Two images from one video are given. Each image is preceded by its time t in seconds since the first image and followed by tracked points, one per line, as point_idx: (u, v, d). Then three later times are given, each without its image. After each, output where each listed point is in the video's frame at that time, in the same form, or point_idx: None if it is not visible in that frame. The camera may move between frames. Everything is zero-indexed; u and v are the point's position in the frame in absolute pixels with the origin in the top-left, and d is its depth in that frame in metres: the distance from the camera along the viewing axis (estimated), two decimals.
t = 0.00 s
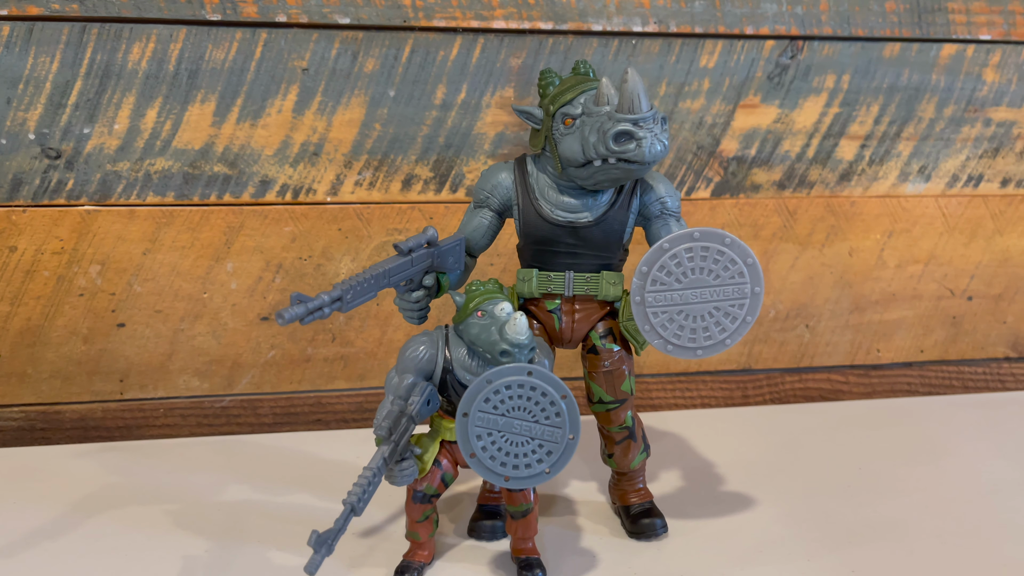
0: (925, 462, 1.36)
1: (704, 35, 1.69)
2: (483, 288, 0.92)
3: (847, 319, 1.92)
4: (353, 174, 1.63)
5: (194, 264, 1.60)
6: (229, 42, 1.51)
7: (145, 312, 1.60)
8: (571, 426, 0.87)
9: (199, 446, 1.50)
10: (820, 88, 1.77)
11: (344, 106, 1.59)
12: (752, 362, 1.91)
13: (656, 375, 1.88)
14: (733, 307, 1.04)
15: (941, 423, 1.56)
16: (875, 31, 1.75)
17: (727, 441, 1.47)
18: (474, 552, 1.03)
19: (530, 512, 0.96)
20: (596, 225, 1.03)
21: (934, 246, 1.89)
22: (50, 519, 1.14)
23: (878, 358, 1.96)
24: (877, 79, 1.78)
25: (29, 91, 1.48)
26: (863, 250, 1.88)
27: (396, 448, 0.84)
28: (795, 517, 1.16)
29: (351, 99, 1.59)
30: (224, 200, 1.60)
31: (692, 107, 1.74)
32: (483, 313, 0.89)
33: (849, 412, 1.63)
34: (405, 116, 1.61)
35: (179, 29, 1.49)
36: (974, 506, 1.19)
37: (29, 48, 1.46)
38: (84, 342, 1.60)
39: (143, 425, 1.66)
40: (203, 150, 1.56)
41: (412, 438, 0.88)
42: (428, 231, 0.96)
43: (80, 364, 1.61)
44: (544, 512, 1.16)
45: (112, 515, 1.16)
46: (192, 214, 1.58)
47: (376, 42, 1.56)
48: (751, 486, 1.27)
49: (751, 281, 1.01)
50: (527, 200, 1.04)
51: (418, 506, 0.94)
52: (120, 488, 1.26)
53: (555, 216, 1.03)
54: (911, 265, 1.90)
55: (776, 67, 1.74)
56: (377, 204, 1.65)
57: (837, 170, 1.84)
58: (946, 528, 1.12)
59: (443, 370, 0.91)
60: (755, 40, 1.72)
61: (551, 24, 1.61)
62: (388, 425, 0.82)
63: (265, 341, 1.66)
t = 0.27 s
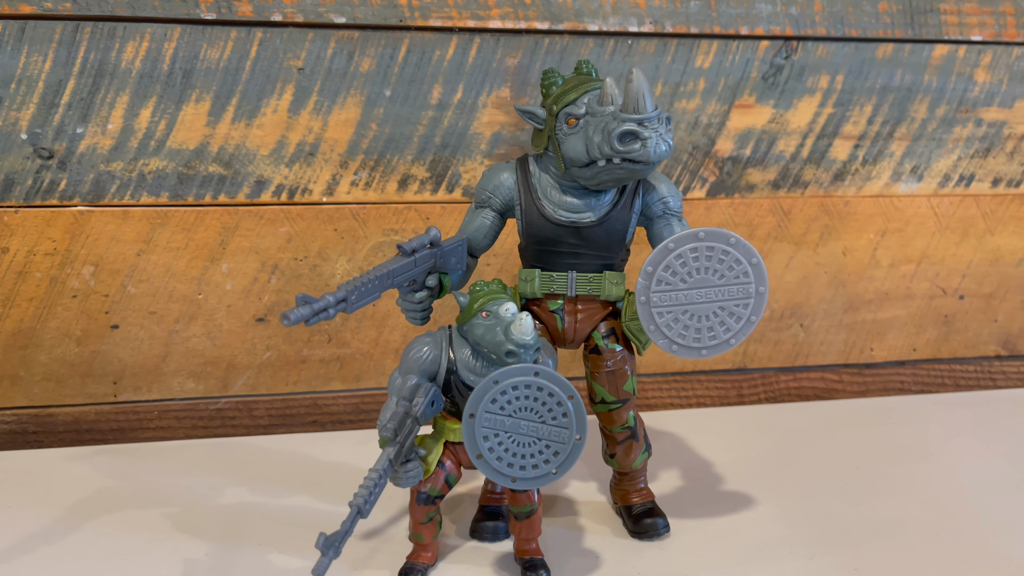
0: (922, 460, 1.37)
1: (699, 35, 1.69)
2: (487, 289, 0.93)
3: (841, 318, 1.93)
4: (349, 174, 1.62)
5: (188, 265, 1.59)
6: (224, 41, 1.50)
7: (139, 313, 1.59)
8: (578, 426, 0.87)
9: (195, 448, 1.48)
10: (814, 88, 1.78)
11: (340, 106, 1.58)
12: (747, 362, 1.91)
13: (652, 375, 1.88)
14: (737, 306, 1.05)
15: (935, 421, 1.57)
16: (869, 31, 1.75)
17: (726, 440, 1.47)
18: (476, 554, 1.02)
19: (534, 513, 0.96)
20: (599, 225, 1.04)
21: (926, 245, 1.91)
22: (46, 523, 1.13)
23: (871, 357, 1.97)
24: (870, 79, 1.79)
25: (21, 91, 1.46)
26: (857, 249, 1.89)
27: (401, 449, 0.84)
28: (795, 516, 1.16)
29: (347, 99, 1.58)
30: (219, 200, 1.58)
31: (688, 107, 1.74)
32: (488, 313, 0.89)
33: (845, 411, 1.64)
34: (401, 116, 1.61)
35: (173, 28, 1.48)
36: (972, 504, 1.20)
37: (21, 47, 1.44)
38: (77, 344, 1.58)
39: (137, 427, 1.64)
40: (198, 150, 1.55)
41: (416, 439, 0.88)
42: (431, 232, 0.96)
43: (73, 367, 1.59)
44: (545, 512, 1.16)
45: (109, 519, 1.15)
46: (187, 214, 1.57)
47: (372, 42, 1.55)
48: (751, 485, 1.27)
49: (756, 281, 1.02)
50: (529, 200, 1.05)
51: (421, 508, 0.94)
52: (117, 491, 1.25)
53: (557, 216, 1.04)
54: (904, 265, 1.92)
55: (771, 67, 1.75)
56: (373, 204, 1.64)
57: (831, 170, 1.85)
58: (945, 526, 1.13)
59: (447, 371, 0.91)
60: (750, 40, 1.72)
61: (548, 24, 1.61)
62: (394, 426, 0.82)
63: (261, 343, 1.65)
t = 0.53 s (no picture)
0: (919, 458, 1.38)
1: (695, 35, 1.70)
2: (492, 289, 0.93)
3: (835, 317, 1.94)
4: (345, 174, 1.62)
5: (184, 266, 1.58)
6: (220, 40, 1.49)
7: (133, 315, 1.58)
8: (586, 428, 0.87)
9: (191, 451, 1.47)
10: (809, 88, 1.78)
11: (336, 105, 1.57)
12: (742, 361, 1.92)
13: (648, 375, 1.89)
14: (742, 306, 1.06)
15: (931, 419, 1.58)
16: (862, 32, 1.76)
17: (725, 439, 1.48)
18: (480, 555, 1.02)
19: (539, 514, 0.95)
20: (602, 225, 1.04)
21: (919, 244, 1.92)
22: (43, 527, 1.12)
23: (865, 355, 1.98)
24: (864, 80, 1.80)
25: (14, 90, 1.45)
26: (851, 249, 1.90)
27: (407, 451, 0.84)
28: (796, 514, 1.16)
29: (343, 99, 1.57)
30: (215, 201, 1.57)
31: (684, 107, 1.75)
32: (493, 314, 0.89)
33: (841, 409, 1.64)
34: (398, 116, 1.60)
35: (168, 27, 1.47)
36: (970, 501, 1.21)
37: (14, 46, 1.42)
38: (70, 346, 1.57)
39: (131, 430, 1.63)
40: (193, 150, 1.54)
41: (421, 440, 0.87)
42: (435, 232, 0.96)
43: (67, 369, 1.58)
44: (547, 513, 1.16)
45: (107, 522, 1.14)
46: (182, 215, 1.56)
47: (368, 41, 1.54)
48: (751, 484, 1.27)
49: (761, 280, 1.03)
50: (532, 200, 1.05)
51: (426, 509, 0.94)
52: (114, 494, 1.24)
53: (561, 216, 1.04)
54: (898, 264, 1.93)
55: (766, 67, 1.75)
56: (369, 204, 1.64)
57: (825, 170, 1.86)
58: (944, 524, 1.14)
59: (452, 371, 0.91)
60: (745, 40, 1.73)
61: (544, 23, 1.60)
62: (400, 428, 0.82)
63: (257, 344, 1.64)
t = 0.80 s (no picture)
0: (917, 457, 1.38)
1: (692, 35, 1.70)
2: (497, 290, 0.94)
3: (830, 317, 1.95)
4: (342, 174, 1.61)
5: (179, 267, 1.56)
6: (215, 40, 1.48)
7: (128, 317, 1.56)
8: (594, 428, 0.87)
9: (188, 454, 1.46)
10: (804, 89, 1.79)
11: (333, 105, 1.56)
12: (738, 361, 1.93)
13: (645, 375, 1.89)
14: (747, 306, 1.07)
15: (927, 417, 1.59)
16: (857, 32, 1.77)
17: (724, 439, 1.48)
18: (484, 557, 1.02)
19: (543, 516, 0.95)
20: (605, 225, 1.04)
21: (913, 244, 1.94)
22: (41, 532, 1.11)
23: (860, 355, 1.99)
24: (859, 80, 1.81)
25: (7, 90, 1.43)
26: (846, 249, 1.91)
27: (413, 453, 0.84)
28: (798, 513, 1.17)
29: (340, 98, 1.56)
30: (210, 202, 1.56)
31: (680, 107, 1.75)
32: (499, 315, 0.90)
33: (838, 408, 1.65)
34: (395, 116, 1.60)
35: (163, 26, 1.46)
36: (968, 499, 1.22)
37: (6, 45, 1.41)
38: (64, 348, 1.55)
39: (126, 433, 1.62)
40: (189, 150, 1.53)
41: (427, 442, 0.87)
42: (438, 232, 0.96)
43: (61, 371, 1.56)
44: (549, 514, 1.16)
45: (106, 526, 1.13)
46: (177, 216, 1.54)
47: (365, 41, 1.54)
48: (752, 483, 1.28)
49: (766, 280, 1.03)
50: (536, 200, 1.05)
51: (431, 511, 0.94)
52: (111, 498, 1.23)
53: (564, 216, 1.04)
54: (892, 263, 1.94)
55: (762, 68, 1.76)
56: (366, 204, 1.63)
57: (821, 170, 1.87)
58: (945, 522, 1.15)
59: (458, 372, 0.91)
60: (741, 41, 1.73)
61: (542, 23, 1.60)
62: (406, 430, 0.81)
63: (253, 345, 1.63)
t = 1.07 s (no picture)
0: (916, 456, 1.39)
1: (689, 36, 1.70)
2: (503, 290, 0.94)
3: (826, 316, 1.96)
4: (340, 174, 1.60)
5: (176, 268, 1.55)
6: (212, 39, 1.47)
7: (124, 318, 1.55)
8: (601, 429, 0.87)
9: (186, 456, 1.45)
10: (801, 89, 1.80)
11: (330, 105, 1.56)
12: (735, 360, 1.94)
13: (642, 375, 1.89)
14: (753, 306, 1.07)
15: (923, 416, 1.60)
16: (853, 33, 1.78)
17: (724, 438, 1.49)
18: (488, 558, 1.02)
19: (548, 517, 0.95)
20: (609, 226, 1.05)
21: (908, 244, 1.95)
22: (39, 536, 1.10)
23: (855, 354, 2.00)
24: (854, 81, 1.81)
25: (1, 89, 1.42)
26: (842, 248, 1.92)
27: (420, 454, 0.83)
28: (800, 513, 1.17)
29: (338, 98, 1.56)
30: (207, 202, 1.55)
31: (678, 107, 1.75)
32: (505, 316, 0.90)
33: (836, 407, 1.66)
34: (393, 116, 1.59)
35: (159, 25, 1.44)
36: (968, 498, 1.23)
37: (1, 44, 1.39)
38: (59, 350, 1.54)
39: (122, 436, 1.60)
40: (185, 150, 1.52)
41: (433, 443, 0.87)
42: (443, 233, 0.95)
43: (56, 374, 1.55)
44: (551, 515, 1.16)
45: (105, 530, 1.12)
46: (174, 216, 1.53)
47: (363, 40, 1.53)
48: (753, 483, 1.28)
49: (772, 281, 1.04)
50: (539, 200, 1.05)
51: (436, 513, 0.94)
52: (110, 501, 1.22)
53: (567, 217, 1.04)
54: (887, 263, 1.95)
55: (759, 68, 1.76)
56: (364, 205, 1.62)
57: (816, 170, 1.87)
58: (945, 520, 1.15)
59: (463, 373, 0.91)
60: (738, 41, 1.74)
61: (539, 23, 1.60)
62: (414, 431, 0.81)
63: (250, 347, 1.63)
